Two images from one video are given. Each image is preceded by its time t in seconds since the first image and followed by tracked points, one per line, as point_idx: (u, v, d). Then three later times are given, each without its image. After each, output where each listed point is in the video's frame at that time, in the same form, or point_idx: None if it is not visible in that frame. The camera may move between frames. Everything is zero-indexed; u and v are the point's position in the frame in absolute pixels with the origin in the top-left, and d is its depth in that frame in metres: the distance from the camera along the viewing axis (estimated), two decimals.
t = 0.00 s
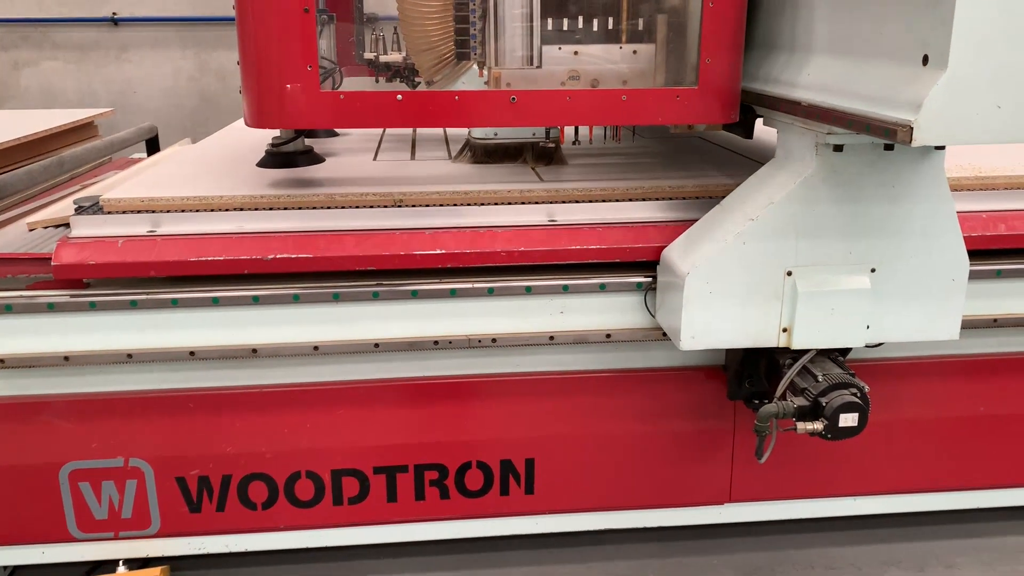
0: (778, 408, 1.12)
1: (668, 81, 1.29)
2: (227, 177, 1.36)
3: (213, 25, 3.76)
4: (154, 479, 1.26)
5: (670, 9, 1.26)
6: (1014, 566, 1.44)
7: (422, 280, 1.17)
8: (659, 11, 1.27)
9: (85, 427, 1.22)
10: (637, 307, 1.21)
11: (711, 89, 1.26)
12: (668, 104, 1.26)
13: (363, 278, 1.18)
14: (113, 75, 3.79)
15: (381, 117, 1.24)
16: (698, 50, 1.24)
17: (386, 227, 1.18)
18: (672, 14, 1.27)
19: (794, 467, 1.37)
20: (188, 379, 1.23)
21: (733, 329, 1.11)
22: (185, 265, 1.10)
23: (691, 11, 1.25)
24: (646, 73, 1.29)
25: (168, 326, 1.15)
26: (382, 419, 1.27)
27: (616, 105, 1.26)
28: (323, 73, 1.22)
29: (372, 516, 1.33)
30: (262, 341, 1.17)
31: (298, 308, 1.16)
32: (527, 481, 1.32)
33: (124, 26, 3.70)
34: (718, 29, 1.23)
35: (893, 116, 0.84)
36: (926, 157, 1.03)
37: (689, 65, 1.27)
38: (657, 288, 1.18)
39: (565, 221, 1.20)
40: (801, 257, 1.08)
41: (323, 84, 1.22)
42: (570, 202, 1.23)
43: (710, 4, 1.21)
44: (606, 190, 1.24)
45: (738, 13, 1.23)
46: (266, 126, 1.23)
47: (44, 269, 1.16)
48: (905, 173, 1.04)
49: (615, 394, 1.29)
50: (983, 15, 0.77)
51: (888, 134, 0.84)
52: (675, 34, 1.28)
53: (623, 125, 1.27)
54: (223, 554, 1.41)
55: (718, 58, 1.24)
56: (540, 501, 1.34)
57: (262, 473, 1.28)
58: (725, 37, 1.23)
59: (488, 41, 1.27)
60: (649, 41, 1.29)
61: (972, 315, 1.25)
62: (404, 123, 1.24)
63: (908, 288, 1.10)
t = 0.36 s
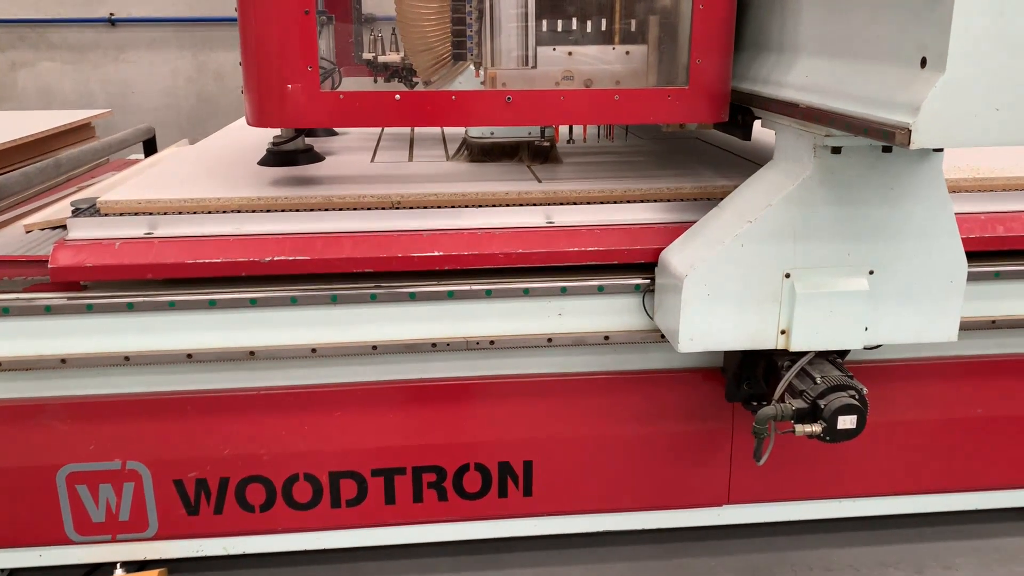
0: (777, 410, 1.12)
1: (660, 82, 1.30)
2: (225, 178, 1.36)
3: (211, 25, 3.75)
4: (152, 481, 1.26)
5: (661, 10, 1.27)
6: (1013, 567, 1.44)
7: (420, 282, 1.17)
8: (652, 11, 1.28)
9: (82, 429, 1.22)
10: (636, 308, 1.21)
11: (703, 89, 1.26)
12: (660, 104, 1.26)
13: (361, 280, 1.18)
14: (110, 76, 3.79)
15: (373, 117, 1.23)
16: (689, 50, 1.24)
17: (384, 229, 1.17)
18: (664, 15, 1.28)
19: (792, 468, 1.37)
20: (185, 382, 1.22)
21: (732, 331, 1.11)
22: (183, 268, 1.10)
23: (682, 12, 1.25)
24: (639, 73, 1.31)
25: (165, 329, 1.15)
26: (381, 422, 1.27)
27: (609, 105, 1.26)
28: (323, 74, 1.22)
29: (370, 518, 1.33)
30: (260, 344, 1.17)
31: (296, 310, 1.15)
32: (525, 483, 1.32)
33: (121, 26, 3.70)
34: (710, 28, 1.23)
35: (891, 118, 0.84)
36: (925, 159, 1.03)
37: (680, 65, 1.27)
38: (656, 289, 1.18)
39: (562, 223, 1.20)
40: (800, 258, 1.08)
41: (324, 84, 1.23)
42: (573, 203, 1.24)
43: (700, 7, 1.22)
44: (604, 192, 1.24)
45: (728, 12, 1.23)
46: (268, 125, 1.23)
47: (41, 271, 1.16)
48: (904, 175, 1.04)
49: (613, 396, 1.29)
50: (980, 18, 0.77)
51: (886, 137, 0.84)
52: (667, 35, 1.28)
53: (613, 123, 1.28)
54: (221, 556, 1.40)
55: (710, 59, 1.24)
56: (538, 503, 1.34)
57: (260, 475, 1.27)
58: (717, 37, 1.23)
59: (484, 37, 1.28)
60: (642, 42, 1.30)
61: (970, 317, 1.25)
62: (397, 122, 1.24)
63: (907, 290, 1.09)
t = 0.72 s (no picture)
0: (776, 413, 1.12)
1: (653, 83, 1.32)
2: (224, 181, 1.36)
3: (209, 27, 3.74)
4: (150, 485, 1.26)
5: (653, 14, 1.30)
6: (1012, 570, 1.44)
7: (419, 285, 1.17)
8: (645, 15, 1.31)
9: (80, 433, 1.21)
10: (635, 311, 1.21)
11: (694, 91, 1.29)
12: (652, 105, 1.29)
13: (360, 283, 1.17)
14: (109, 78, 3.78)
15: (375, 117, 1.26)
16: (680, 51, 1.27)
17: (382, 233, 1.17)
18: (656, 18, 1.30)
19: (791, 471, 1.37)
20: (184, 385, 1.22)
21: (731, 334, 1.11)
22: (181, 271, 1.10)
23: (673, 15, 1.28)
24: (631, 76, 1.33)
25: (164, 332, 1.14)
26: (380, 425, 1.26)
27: (602, 106, 1.29)
28: (324, 75, 1.24)
29: (369, 522, 1.33)
30: (258, 347, 1.16)
31: (295, 314, 1.15)
32: (524, 486, 1.32)
33: (120, 29, 3.70)
34: (701, 31, 1.25)
35: (890, 122, 0.84)
36: (924, 162, 1.03)
37: (671, 66, 1.29)
38: (655, 293, 1.18)
39: (561, 226, 1.20)
40: (799, 262, 1.08)
41: (324, 86, 1.24)
42: (567, 207, 1.24)
43: (691, 11, 1.24)
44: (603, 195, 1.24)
45: (718, 15, 1.26)
46: (271, 126, 1.25)
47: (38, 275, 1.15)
48: (903, 178, 1.04)
49: (612, 399, 1.29)
50: (978, 22, 0.77)
51: (885, 141, 0.84)
52: (659, 38, 1.31)
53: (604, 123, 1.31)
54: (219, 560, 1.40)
55: (701, 61, 1.27)
56: (537, 506, 1.34)
57: (259, 478, 1.27)
58: (707, 39, 1.26)
59: (481, 39, 1.30)
60: (634, 45, 1.32)
61: (969, 320, 1.25)
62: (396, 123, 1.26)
63: (905, 293, 1.09)
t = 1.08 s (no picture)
0: (770, 421, 1.12)
1: (641, 89, 1.36)
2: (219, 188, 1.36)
3: (204, 36, 3.75)
4: (146, 495, 1.25)
5: (641, 24, 1.34)
6: None
7: (414, 294, 1.17)
8: (632, 25, 1.35)
9: (76, 443, 1.21)
10: (630, 319, 1.22)
11: (681, 99, 1.32)
12: (640, 112, 1.33)
13: (355, 291, 1.18)
14: (104, 87, 3.79)
15: (372, 121, 1.29)
16: (667, 60, 1.31)
17: (378, 241, 1.18)
18: (643, 28, 1.35)
19: (786, 479, 1.38)
20: (180, 394, 1.22)
21: (725, 343, 1.11)
22: (177, 280, 1.10)
23: (661, 25, 1.32)
24: (620, 83, 1.37)
25: (160, 341, 1.15)
26: (375, 433, 1.27)
27: (592, 113, 1.32)
28: (322, 83, 1.28)
29: (364, 531, 1.32)
30: (254, 356, 1.17)
31: (290, 322, 1.16)
32: (520, 494, 1.32)
33: (115, 38, 3.70)
34: (686, 41, 1.29)
35: (882, 132, 0.84)
36: (916, 171, 1.03)
37: (658, 74, 1.34)
38: (649, 301, 1.19)
39: (557, 235, 1.20)
40: (791, 270, 1.08)
41: (323, 93, 1.28)
42: (562, 216, 1.24)
43: (678, 21, 1.28)
44: (597, 204, 1.24)
45: (703, 25, 1.30)
46: (271, 132, 1.29)
47: (35, 284, 1.15)
48: (895, 187, 1.04)
49: (607, 407, 1.29)
50: (968, 34, 0.78)
51: (877, 151, 0.85)
52: (646, 47, 1.35)
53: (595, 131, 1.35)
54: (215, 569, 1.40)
55: (687, 70, 1.31)
56: (532, 515, 1.34)
57: (254, 488, 1.27)
58: (692, 48, 1.30)
59: (475, 46, 1.33)
60: (623, 54, 1.36)
61: (962, 327, 1.25)
62: (394, 128, 1.30)
63: (898, 301, 1.10)
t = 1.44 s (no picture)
0: (755, 432, 1.13)
1: (620, 101, 1.39)
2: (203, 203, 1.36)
3: (190, 50, 3.75)
4: (131, 512, 1.25)
5: (617, 37, 1.37)
6: None
7: (400, 308, 1.17)
8: (608, 39, 1.39)
9: (60, 461, 1.21)
10: (616, 331, 1.22)
11: (656, 110, 1.36)
12: (618, 123, 1.36)
13: (341, 306, 1.18)
14: (89, 100, 3.78)
15: (360, 134, 1.33)
16: (643, 72, 1.34)
17: (363, 256, 1.18)
18: (620, 41, 1.38)
19: (773, 489, 1.38)
20: (165, 411, 1.22)
21: (710, 354, 1.12)
22: (161, 296, 1.10)
23: (638, 38, 1.35)
24: (599, 95, 1.41)
25: (144, 358, 1.14)
26: (361, 448, 1.26)
27: (571, 125, 1.36)
28: (309, 97, 1.30)
29: (352, 546, 1.32)
30: (239, 371, 1.16)
31: (276, 337, 1.15)
32: (507, 508, 1.32)
33: (100, 51, 3.70)
34: (661, 54, 1.33)
35: (862, 145, 0.85)
36: (896, 183, 1.04)
37: (636, 86, 1.37)
38: (635, 313, 1.19)
39: (542, 247, 1.21)
40: (775, 282, 1.09)
41: (310, 106, 1.31)
42: (548, 229, 1.23)
43: (653, 35, 1.32)
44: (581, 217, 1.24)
45: (678, 38, 1.33)
46: (259, 144, 1.32)
47: (18, 301, 1.15)
48: (876, 199, 1.05)
49: (594, 419, 1.29)
50: (945, 48, 0.79)
51: (857, 164, 0.85)
52: (624, 59, 1.38)
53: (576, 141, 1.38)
54: None
55: (661, 82, 1.35)
56: (520, 528, 1.34)
57: (241, 504, 1.27)
58: (668, 60, 1.34)
59: (457, 57, 1.36)
60: (601, 68, 1.40)
61: (945, 337, 1.26)
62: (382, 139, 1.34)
63: (881, 312, 1.11)
